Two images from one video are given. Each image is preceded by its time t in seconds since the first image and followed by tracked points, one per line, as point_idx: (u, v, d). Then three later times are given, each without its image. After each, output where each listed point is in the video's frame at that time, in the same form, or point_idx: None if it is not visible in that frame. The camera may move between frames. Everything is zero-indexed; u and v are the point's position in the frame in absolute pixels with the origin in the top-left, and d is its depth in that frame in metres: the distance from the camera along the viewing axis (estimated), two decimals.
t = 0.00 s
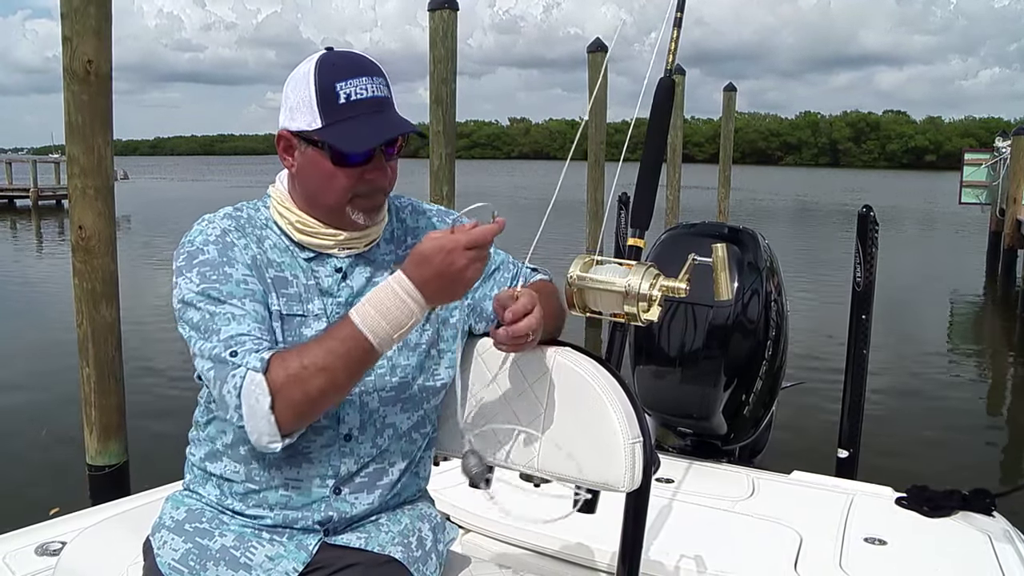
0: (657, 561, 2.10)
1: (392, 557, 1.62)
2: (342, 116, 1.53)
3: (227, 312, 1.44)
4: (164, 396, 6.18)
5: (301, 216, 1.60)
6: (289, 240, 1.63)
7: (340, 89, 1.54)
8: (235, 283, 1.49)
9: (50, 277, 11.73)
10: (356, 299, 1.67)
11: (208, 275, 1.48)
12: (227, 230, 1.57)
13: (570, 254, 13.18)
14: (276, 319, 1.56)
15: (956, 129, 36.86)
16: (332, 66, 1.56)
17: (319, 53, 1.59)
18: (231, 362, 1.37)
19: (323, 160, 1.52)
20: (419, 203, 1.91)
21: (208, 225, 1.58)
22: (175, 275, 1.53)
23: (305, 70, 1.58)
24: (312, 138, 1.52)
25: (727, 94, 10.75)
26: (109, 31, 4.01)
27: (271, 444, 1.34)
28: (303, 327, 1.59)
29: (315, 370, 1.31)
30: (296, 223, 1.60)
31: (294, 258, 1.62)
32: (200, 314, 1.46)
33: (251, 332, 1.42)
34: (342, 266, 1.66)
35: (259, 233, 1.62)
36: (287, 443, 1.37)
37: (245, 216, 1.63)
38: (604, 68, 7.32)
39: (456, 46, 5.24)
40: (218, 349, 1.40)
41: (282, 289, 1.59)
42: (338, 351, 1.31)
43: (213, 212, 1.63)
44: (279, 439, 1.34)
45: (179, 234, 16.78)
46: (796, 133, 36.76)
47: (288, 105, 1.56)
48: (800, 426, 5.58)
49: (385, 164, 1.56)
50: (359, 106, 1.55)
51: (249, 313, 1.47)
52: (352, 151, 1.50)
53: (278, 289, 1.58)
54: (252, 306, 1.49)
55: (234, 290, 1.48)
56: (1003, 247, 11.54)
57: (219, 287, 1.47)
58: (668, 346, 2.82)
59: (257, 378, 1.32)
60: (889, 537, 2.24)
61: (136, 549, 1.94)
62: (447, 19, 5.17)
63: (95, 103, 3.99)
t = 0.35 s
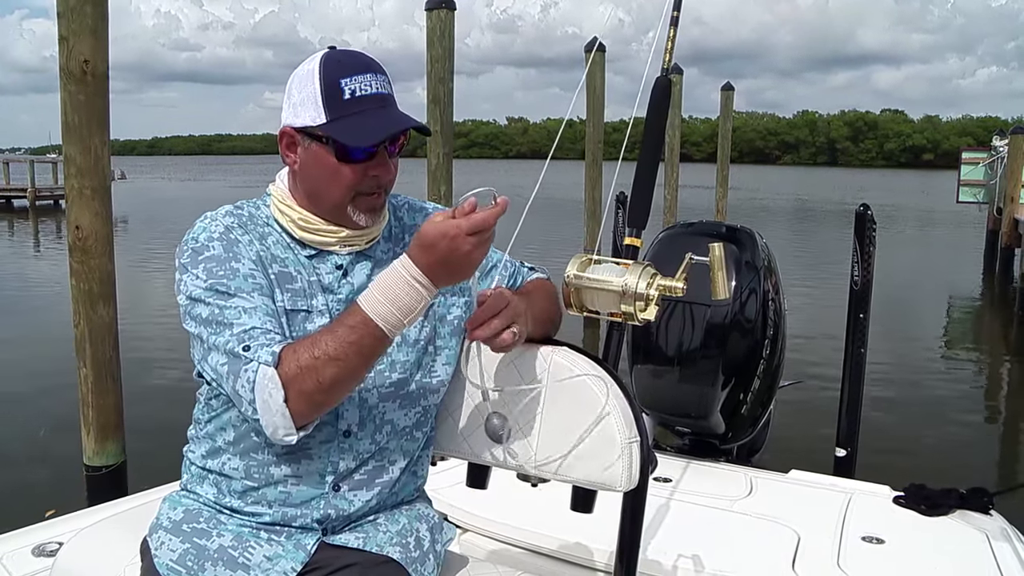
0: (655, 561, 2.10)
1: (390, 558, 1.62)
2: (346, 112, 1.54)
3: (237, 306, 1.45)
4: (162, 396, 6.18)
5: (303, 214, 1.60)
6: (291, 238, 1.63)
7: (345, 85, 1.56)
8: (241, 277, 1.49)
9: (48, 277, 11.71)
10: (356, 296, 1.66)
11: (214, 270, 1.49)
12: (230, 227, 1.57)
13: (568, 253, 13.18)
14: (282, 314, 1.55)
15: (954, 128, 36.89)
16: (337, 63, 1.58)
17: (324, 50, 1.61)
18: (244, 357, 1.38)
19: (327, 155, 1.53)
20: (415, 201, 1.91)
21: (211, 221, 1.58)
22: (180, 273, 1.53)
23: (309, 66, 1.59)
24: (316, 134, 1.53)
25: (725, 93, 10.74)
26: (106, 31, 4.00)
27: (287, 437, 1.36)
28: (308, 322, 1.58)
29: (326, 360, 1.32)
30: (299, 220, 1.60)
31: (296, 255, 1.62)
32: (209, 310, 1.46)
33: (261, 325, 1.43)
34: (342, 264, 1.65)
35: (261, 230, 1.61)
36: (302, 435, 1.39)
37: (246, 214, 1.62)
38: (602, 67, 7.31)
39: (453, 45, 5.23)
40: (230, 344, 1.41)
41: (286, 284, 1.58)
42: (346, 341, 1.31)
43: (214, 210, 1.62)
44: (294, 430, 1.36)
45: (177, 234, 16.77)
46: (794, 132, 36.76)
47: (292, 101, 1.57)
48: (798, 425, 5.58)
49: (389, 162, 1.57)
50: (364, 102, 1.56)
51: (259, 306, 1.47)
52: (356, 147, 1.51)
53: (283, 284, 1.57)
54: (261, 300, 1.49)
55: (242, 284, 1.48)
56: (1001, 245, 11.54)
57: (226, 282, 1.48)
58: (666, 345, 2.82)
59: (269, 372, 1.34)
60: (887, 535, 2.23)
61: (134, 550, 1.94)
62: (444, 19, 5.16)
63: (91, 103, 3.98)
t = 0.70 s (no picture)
0: (653, 560, 2.10)
1: (387, 557, 1.62)
2: (340, 107, 1.54)
3: (229, 315, 1.45)
4: (159, 395, 6.17)
5: (302, 213, 1.60)
6: (289, 238, 1.62)
7: (340, 80, 1.56)
8: (234, 284, 1.49)
9: (44, 277, 11.68)
10: (353, 297, 1.65)
11: (207, 276, 1.49)
12: (226, 229, 1.56)
13: (566, 252, 13.18)
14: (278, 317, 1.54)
15: (951, 128, 36.95)
16: (332, 60, 1.58)
17: (320, 47, 1.61)
18: (234, 371, 1.39)
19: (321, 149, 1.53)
20: (412, 200, 1.90)
21: (207, 222, 1.57)
22: (174, 276, 1.53)
23: (305, 62, 1.59)
24: (309, 129, 1.53)
25: (722, 92, 10.74)
26: (103, 30, 3.99)
27: (278, 449, 1.39)
28: (304, 324, 1.57)
29: (311, 382, 1.32)
30: (297, 220, 1.59)
31: (292, 256, 1.61)
32: (202, 317, 1.46)
33: (253, 335, 1.43)
34: (340, 264, 1.64)
35: (258, 231, 1.60)
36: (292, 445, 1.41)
37: (243, 214, 1.62)
38: (600, 67, 7.31)
39: (451, 45, 5.23)
40: (221, 357, 1.41)
41: (281, 287, 1.56)
42: (331, 365, 1.31)
43: (211, 210, 1.62)
44: (284, 444, 1.38)
45: (174, 234, 16.74)
46: (792, 132, 36.76)
47: (288, 98, 1.58)
48: (795, 424, 5.58)
49: (383, 158, 1.57)
50: (358, 98, 1.56)
51: (250, 315, 1.47)
52: (348, 142, 1.51)
53: (278, 286, 1.56)
54: (254, 308, 1.48)
55: (234, 291, 1.48)
56: (998, 246, 11.55)
57: (219, 289, 1.48)
58: (664, 344, 2.82)
59: (256, 389, 1.35)
60: (885, 534, 2.24)
61: (130, 549, 1.94)
62: (441, 19, 5.15)
63: (88, 102, 3.97)
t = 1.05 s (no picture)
0: (654, 556, 2.10)
1: (387, 553, 1.62)
2: (345, 107, 1.54)
3: (213, 324, 1.47)
4: (161, 391, 6.17)
5: (302, 209, 1.59)
6: (288, 235, 1.62)
7: (343, 79, 1.55)
8: (220, 290, 1.50)
9: (45, 272, 11.69)
10: (353, 296, 1.64)
11: (196, 279, 1.50)
12: (222, 228, 1.56)
13: (567, 249, 13.17)
14: (268, 320, 1.54)
15: (954, 126, 36.89)
16: (335, 57, 1.57)
17: (323, 44, 1.60)
18: (212, 386, 1.42)
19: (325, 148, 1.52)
20: (416, 196, 1.89)
21: (204, 220, 1.58)
22: (168, 274, 1.54)
23: (308, 60, 1.58)
24: (313, 129, 1.53)
25: (724, 89, 10.72)
26: (105, 25, 3.99)
27: (246, 465, 1.44)
28: (298, 326, 1.57)
29: (293, 419, 1.38)
30: (298, 216, 1.59)
31: (291, 254, 1.61)
32: (188, 323, 1.48)
33: (234, 347, 1.45)
34: (341, 262, 1.64)
35: (256, 229, 1.60)
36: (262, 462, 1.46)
37: (243, 210, 1.62)
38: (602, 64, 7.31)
39: (452, 41, 5.22)
40: (200, 371, 1.44)
41: (274, 289, 1.57)
42: (317, 411, 1.37)
43: (209, 206, 1.62)
44: (252, 462, 1.43)
45: (175, 229, 16.74)
46: (794, 128, 36.68)
47: (291, 97, 1.57)
48: (797, 421, 5.58)
49: (388, 156, 1.57)
50: (362, 97, 1.56)
51: (233, 323, 1.48)
52: (354, 142, 1.51)
53: (271, 288, 1.56)
54: (237, 315, 1.49)
55: (220, 297, 1.49)
56: (1001, 244, 11.53)
57: (205, 294, 1.49)
58: (666, 340, 2.81)
59: (231, 410, 1.38)
60: (886, 531, 2.23)
61: (132, 545, 1.94)
62: (444, 14, 5.14)
63: (90, 97, 3.96)
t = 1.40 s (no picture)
0: (655, 559, 2.10)
1: (390, 555, 1.62)
2: (348, 134, 1.53)
3: (213, 332, 1.49)
4: (161, 391, 6.17)
5: (301, 218, 1.59)
6: (287, 242, 1.61)
7: (346, 105, 1.53)
8: (219, 299, 1.51)
9: (46, 271, 11.68)
10: (352, 300, 1.64)
11: (194, 287, 1.51)
12: (220, 233, 1.57)
13: (568, 250, 13.17)
14: (266, 328, 1.55)
15: (955, 128, 36.89)
16: (336, 77, 1.54)
17: (322, 59, 1.56)
18: (222, 397, 1.45)
19: (330, 177, 1.52)
20: (417, 199, 1.88)
21: (201, 226, 1.58)
22: (167, 280, 1.55)
23: (307, 77, 1.54)
24: (315, 155, 1.52)
25: (726, 91, 10.71)
26: (107, 26, 3.99)
27: (245, 476, 1.47)
28: (296, 333, 1.57)
29: (307, 428, 1.44)
30: (296, 225, 1.59)
31: (289, 260, 1.61)
32: (188, 331, 1.50)
33: (235, 358, 1.48)
34: (339, 267, 1.63)
35: (253, 234, 1.60)
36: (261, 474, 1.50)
37: (240, 215, 1.62)
38: (604, 65, 7.31)
39: (454, 41, 5.21)
40: (203, 380, 1.47)
41: (273, 296, 1.58)
42: (333, 421, 1.45)
43: (207, 211, 1.62)
44: (251, 474, 1.47)
45: (176, 229, 16.73)
46: (795, 130, 36.67)
47: (289, 113, 1.54)
48: (798, 423, 5.58)
49: (390, 184, 1.59)
50: (364, 124, 1.55)
51: (233, 333, 1.50)
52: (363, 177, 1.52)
53: (269, 295, 1.57)
54: (235, 325, 1.51)
55: (218, 306, 1.51)
56: (1002, 246, 11.52)
57: (204, 302, 1.50)
58: (667, 342, 2.81)
59: (243, 420, 1.43)
60: (887, 534, 2.23)
61: (134, 546, 1.94)
62: (445, 15, 5.14)
63: (92, 97, 3.97)
